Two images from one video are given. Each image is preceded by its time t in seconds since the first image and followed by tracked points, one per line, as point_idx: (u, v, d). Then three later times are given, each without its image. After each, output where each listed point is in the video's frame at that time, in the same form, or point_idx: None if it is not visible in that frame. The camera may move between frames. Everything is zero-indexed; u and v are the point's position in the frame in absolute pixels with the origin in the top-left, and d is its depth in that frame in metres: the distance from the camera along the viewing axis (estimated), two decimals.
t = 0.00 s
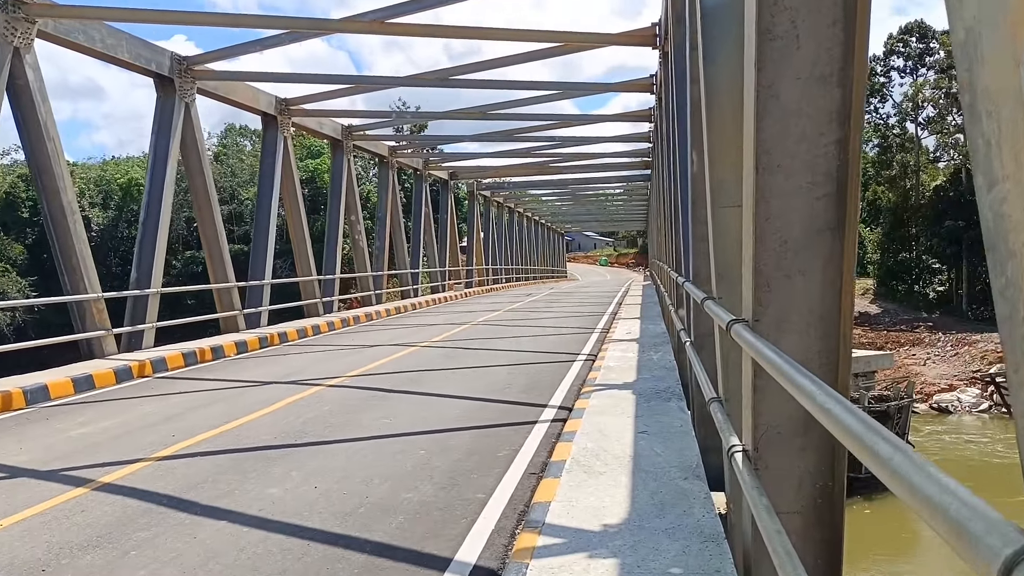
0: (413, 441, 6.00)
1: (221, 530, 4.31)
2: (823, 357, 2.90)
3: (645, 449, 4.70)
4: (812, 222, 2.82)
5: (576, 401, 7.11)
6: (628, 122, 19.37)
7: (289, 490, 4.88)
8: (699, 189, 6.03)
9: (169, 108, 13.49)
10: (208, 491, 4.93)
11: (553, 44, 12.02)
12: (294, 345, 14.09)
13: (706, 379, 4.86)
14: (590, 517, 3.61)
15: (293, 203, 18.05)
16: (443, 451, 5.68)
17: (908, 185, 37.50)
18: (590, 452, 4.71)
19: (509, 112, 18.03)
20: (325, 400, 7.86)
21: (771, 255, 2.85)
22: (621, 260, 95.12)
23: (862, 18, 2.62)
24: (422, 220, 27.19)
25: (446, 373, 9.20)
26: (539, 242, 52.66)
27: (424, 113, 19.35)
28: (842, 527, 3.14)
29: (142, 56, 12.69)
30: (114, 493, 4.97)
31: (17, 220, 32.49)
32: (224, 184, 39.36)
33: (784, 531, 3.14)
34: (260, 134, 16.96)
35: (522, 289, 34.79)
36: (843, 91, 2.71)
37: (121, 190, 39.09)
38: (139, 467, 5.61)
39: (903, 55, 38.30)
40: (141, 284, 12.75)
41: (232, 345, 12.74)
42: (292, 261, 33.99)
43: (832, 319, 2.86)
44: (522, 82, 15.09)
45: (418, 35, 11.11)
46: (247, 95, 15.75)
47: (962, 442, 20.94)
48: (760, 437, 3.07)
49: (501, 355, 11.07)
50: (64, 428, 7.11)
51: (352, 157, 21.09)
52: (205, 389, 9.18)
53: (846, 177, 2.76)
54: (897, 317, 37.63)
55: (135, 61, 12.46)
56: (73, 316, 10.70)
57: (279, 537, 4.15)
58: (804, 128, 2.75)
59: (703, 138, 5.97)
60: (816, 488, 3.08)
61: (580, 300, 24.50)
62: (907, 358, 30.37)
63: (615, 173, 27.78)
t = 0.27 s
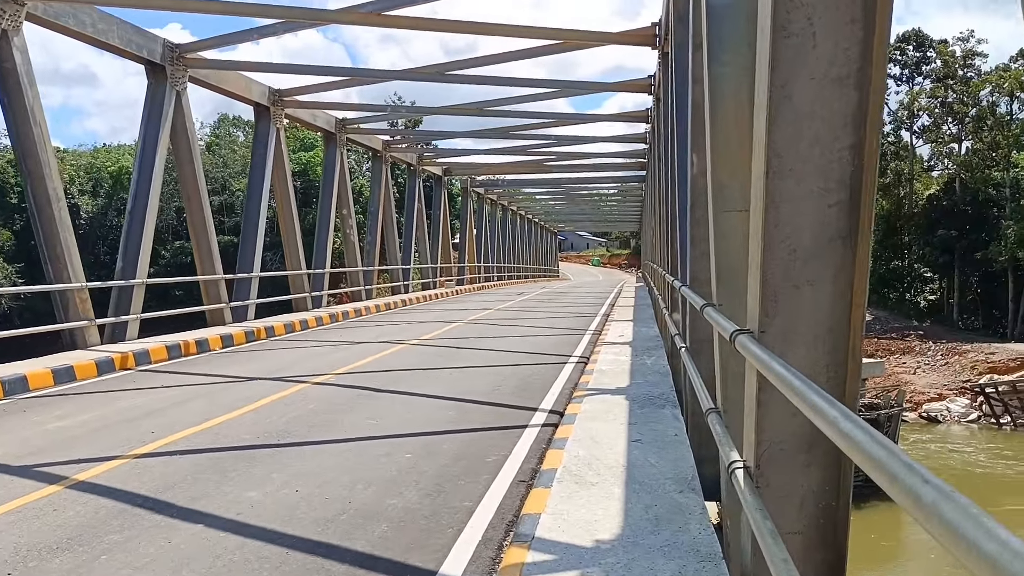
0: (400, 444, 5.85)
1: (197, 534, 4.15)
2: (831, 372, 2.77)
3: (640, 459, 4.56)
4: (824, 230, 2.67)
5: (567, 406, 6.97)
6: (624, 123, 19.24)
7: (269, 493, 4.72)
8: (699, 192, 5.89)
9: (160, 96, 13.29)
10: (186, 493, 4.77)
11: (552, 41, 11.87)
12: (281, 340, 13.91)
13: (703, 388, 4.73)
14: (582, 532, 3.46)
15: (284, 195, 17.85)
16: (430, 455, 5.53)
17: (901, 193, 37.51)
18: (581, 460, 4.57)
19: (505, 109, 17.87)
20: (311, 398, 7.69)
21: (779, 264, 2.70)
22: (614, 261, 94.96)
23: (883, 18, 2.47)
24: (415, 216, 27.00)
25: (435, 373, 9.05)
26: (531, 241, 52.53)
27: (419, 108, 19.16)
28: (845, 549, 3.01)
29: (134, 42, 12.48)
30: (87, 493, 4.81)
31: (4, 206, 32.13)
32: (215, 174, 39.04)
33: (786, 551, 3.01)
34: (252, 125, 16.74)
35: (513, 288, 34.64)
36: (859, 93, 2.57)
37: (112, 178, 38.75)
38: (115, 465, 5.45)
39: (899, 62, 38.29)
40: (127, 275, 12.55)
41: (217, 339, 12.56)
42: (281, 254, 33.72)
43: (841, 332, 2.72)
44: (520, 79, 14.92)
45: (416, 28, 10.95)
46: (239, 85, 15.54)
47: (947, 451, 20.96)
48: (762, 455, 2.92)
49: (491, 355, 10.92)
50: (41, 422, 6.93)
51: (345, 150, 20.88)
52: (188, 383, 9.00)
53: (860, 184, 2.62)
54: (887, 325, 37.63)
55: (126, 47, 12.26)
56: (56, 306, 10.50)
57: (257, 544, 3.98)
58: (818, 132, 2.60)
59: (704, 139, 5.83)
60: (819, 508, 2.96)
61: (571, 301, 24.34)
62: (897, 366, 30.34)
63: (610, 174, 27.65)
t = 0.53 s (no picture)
0: (385, 447, 5.74)
1: (174, 539, 4.03)
2: (828, 382, 2.70)
3: (629, 467, 4.47)
4: (825, 237, 2.60)
5: (555, 410, 6.88)
6: (615, 125, 19.18)
7: (250, 497, 4.60)
8: (694, 197, 5.81)
9: (147, 89, 13.13)
10: (164, 495, 4.65)
11: (545, 41, 11.79)
12: (266, 338, 13.77)
13: (694, 395, 4.64)
14: (571, 542, 3.37)
15: (271, 192, 17.69)
16: (415, 459, 5.43)
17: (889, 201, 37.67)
18: (570, 467, 4.48)
19: (496, 110, 17.78)
20: (294, 399, 7.57)
21: (779, 271, 2.62)
22: (602, 264, 94.98)
23: (892, 19, 2.39)
24: (403, 215, 26.88)
25: (422, 375, 8.94)
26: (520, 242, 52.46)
27: (410, 107, 19.04)
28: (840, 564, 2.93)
29: (121, 34, 12.32)
30: (62, 494, 4.68)
31: None
32: (203, 170, 38.79)
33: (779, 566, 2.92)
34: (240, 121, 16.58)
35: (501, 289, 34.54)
36: (865, 97, 2.50)
37: (98, 171, 38.44)
38: (91, 466, 5.32)
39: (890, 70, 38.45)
40: (110, 270, 12.39)
41: (201, 336, 12.41)
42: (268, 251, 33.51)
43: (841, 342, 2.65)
44: (512, 79, 14.84)
45: (408, 25, 10.84)
46: (228, 80, 15.40)
47: (927, 458, 21.05)
48: (758, 467, 2.82)
49: (478, 357, 10.82)
50: (17, 419, 6.78)
51: (334, 148, 20.74)
52: (169, 381, 8.86)
53: (864, 190, 2.54)
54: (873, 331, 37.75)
55: (113, 40, 12.10)
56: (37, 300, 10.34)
57: (235, 550, 3.87)
58: (821, 135, 2.52)
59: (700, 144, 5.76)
60: (814, 522, 2.87)
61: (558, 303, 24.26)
62: (882, 373, 30.42)
63: (600, 176, 27.60)
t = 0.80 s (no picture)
0: (368, 450, 5.67)
1: (151, 544, 3.95)
2: (816, 385, 2.68)
3: (614, 470, 4.42)
4: (814, 239, 2.57)
5: (540, 413, 6.83)
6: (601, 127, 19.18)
7: (229, 501, 4.52)
8: (680, 198, 5.79)
9: (129, 88, 12.99)
10: (142, 499, 4.57)
11: (530, 42, 11.76)
12: (249, 339, 13.66)
13: (679, 398, 4.61)
14: (556, 548, 3.32)
15: (254, 192, 17.56)
16: (398, 462, 5.36)
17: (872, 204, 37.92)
18: (554, 471, 4.43)
19: (481, 111, 17.74)
20: (276, 401, 7.48)
21: (768, 273, 2.59)
22: (587, 266, 95.04)
23: (883, 18, 2.37)
24: (389, 216, 26.78)
25: (406, 376, 8.87)
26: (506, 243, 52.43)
27: (395, 107, 18.96)
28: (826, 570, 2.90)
29: (102, 32, 12.19)
30: (37, 498, 4.59)
31: None
32: (187, 170, 38.55)
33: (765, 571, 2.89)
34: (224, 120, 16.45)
35: (487, 291, 34.50)
36: (856, 96, 2.46)
37: (81, 171, 38.14)
38: (69, 469, 5.23)
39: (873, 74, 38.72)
40: (91, 270, 12.25)
41: (183, 337, 12.29)
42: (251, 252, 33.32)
43: (829, 346, 2.63)
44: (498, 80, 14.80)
45: (393, 25, 10.78)
46: (211, 79, 15.28)
47: (905, 459, 21.22)
48: (745, 471, 2.79)
49: (463, 359, 10.76)
50: None
51: (318, 148, 20.63)
52: (150, 383, 8.75)
53: (854, 191, 2.52)
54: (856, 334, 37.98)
55: (94, 37, 11.96)
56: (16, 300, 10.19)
57: (213, 555, 3.80)
58: (811, 135, 2.49)
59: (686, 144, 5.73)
60: (802, 527, 2.83)
61: (544, 305, 24.23)
62: (865, 375, 30.60)
63: (586, 178, 27.61)
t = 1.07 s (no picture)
0: (351, 452, 5.57)
1: (125, 550, 3.84)
2: (808, 386, 2.60)
3: (600, 474, 4.34)
4: (806, 234, 2.50)
5: (527, 414, 6.75)
6: (588, 127, 19.11)
7: (207, 507, 4.42)
8: (668, 196, 5.71)
9: (111, 86, 12.81)
10: (117, 505, 4.46)
11: (517, 40, 11.69)
12: (234, 340, 13.52)
13: (667, 399, 4.53)
14: (540, 554, 3.23)
15: (239, 192, 17.40)
16: (382, 465, 5.26)
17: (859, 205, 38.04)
18: (540, 474, 4.34)
19: (468, 111, 17.65)
20: (259, 402, 7.36)
21: (758, 270, 2.52)
22: (575, 268, 94.99)
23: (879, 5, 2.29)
24: (376, 216, 26.64)
25: (391, 378, 8.76)
26: (494, 245, 52.33)
27: (382, 107, 18.84)
28: None
29: (84, 29, 12.02)
30: (9, 504, 4.46)
31: None
32: (173, 170, 38.28)
33: None
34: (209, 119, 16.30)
35: (475, 292, 34.38)
36: (850, 87, 2.39)
37: (66, 171, 37.80)
38: (44, 472, 5.10)
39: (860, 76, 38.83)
40: (72, 270, 12.09)
41: (167, 338, 12.13)
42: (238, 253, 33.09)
43: (822, 345, 2.55)
44: (485, 79, 14.72)
45: (378, 22, 10.69)
46: (195, 77, 15.12)
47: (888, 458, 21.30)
48: (735, 474, 2.70)
49: (450, 360, 10.66)
50: None
51: (304, 148, 20.48)
52: (131, 384, 8.61)
53: (848, 185, 2.44)
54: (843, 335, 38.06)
55: (75, 35, 11.79)
56: None
57: (188, 562, 3.69)
58: (803, 127, 2.41)
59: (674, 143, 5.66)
60: (793, 532, 2.76)
61: (531, 306, 24.14)
62: (852, 376, 30.65)
63: (573, 179, 27.54)
